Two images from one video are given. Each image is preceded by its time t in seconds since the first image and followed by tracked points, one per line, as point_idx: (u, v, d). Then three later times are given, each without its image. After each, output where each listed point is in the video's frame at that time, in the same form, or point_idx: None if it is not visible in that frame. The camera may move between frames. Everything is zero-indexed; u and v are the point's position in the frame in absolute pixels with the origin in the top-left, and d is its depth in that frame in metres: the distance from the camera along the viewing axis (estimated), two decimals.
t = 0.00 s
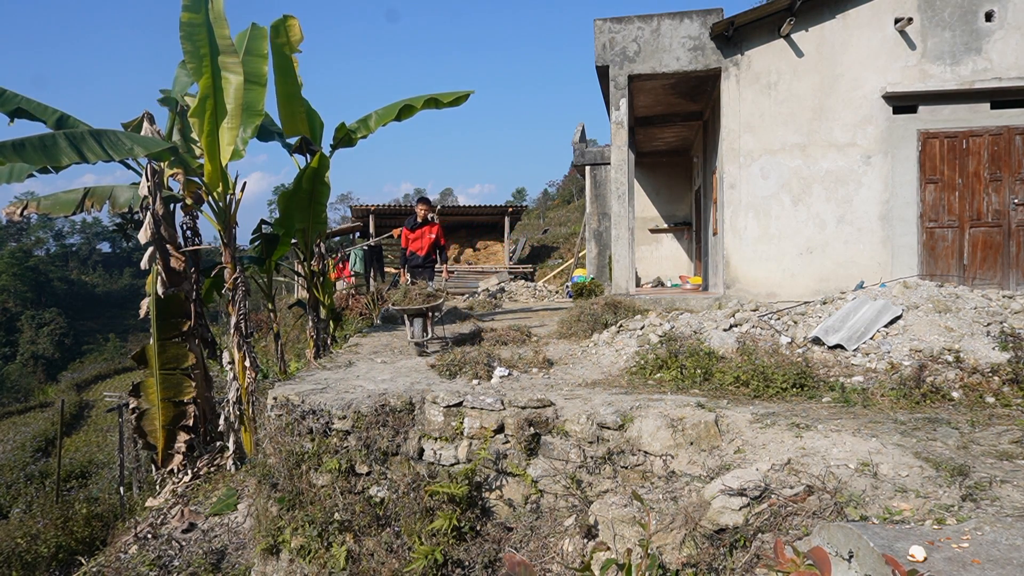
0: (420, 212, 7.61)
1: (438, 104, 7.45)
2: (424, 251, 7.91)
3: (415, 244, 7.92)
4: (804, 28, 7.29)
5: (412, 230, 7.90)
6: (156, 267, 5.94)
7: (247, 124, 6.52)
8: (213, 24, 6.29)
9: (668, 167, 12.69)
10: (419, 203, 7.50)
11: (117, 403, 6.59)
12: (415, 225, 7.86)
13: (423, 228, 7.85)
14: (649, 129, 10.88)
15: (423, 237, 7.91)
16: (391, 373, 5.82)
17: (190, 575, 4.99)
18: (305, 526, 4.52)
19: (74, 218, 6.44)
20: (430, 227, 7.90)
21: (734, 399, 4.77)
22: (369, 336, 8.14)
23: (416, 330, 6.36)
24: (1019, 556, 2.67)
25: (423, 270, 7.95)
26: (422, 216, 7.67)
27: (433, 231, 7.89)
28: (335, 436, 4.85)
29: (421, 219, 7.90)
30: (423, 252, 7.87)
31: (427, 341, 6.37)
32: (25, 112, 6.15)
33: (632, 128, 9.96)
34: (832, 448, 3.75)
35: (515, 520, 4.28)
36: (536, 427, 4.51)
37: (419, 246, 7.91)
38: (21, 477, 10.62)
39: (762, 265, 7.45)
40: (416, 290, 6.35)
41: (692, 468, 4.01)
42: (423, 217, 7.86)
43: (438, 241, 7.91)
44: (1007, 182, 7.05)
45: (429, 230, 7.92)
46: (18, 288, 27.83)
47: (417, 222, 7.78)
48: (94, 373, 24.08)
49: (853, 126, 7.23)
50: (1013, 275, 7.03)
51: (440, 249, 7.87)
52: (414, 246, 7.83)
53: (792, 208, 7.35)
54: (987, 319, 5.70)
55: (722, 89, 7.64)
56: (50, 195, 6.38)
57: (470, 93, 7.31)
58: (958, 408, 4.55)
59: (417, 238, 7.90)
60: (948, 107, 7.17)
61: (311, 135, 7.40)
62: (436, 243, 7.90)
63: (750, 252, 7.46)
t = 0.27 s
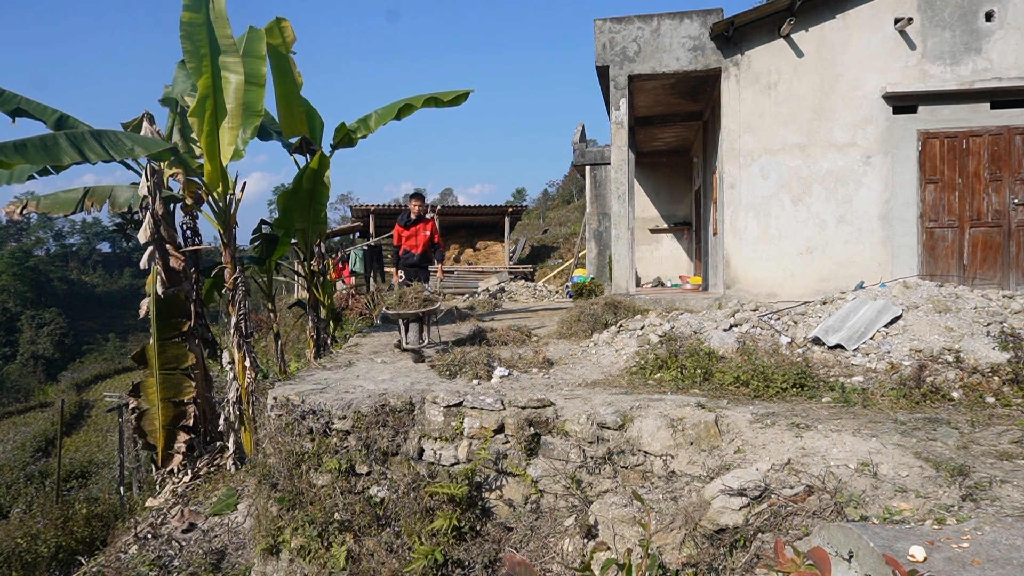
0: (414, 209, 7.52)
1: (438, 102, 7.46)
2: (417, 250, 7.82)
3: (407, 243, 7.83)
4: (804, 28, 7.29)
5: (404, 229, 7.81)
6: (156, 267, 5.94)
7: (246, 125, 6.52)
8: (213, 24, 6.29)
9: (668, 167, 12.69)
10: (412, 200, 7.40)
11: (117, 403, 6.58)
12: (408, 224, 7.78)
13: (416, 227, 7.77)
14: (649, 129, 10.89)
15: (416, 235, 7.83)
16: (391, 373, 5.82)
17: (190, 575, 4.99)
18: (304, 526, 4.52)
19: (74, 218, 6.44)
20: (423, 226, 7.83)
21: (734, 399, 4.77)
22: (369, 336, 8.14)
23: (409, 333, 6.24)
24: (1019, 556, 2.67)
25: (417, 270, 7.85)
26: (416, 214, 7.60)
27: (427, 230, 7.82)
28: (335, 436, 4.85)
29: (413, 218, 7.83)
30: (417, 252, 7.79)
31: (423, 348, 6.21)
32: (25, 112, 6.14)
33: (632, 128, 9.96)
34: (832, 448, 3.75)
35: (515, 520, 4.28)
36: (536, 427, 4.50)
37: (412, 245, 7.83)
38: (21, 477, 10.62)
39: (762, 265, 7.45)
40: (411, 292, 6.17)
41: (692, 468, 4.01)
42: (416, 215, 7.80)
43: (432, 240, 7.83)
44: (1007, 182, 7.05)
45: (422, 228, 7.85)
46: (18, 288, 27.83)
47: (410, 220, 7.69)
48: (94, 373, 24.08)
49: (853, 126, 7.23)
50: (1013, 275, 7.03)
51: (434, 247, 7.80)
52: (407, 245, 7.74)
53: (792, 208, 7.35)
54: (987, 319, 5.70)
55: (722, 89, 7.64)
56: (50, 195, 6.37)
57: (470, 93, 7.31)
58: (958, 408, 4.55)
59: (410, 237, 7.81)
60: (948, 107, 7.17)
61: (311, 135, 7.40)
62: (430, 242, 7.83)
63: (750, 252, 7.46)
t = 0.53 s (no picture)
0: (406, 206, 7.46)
1: (438, 101, 7.46)
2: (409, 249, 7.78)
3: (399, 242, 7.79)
4: (804, 28, 7.29)
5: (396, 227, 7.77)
6: (156, 267, 5.94)
7: (246, 125, 6.51)
8: (213, 24, 6.29)
9: (668, 167, 12.69)
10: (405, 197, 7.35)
11: (117, 403, 6.59)
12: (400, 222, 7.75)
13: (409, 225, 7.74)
14: (649, 129, 10.89)
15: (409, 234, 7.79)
16: (391, 373, 5.82)
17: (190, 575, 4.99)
18: (305, 526, 4.52)
19: (74, 218, 6.44)
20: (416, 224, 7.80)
21: (734, 399, 4.77)
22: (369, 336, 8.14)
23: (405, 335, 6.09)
24: (1019, 556, 2.67)
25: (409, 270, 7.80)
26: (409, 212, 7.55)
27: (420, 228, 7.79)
28: (335, 436, 4.85)
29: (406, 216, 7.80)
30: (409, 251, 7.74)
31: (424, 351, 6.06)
32: (25, 112, 6.14)
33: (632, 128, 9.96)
34: (832, 448, 3.75)
35: (515, 520, 4.28)
36: (536, 427, 4.51)
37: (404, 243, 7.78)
38: (21, 477, 10.62)
39: (762, 265, 7.45)
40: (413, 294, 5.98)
41: (692, 468, 4.01)
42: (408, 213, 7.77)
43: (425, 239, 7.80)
44: (1007, 182, 7.05)
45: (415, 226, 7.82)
46: (18, 288, 27.84)
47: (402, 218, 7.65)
48: (94, 373, 24.08)
49: (853, 126, 7.23)
50: (1013, 275, 7.03)
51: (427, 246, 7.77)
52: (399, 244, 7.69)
53: (792, 208, 7.35)
54: (987, 319, 5.70)
55: (722, 89, 7.64)
56: (50, 195, 6.37)
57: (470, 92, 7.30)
58: (958, 408, 4.55)
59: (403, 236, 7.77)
60: (948, 107, 7.16)
61: (311, 135, 7.40)
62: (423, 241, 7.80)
63: (750, 252, 7.46)
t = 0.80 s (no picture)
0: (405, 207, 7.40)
1: (438, 100, 7.46)
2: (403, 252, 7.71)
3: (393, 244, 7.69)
4: (804, 28, 7.29)
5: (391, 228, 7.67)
6: (156, 267, 5.94)
7: (247, 125, 6.51)
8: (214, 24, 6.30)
9: (668, 167, 12.69)
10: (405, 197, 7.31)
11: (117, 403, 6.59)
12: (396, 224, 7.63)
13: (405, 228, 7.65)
14: (649, 129, 10.89)
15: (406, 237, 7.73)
16: (391, 373, 5.82)
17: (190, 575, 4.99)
18: (304, 526, 4.52)
19: (75, 218, 6.45)
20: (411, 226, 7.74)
21: (734, 399, 4.77)
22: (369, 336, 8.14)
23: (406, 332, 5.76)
24: (1019, 556, 2.67)
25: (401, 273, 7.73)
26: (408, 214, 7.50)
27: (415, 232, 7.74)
28: (335, 436, 4.85)
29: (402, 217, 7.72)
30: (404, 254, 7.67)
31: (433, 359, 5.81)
32: (25, 113, 6.14)
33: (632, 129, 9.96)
34: (832, 448, 3.75)
35: (515, 520, 4.27)
36: (536, 427, 4.51)
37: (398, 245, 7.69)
38: (21, 477, 10.62)
39: (762, 265, 7.45)
40: (422, 294, 5.67)
41: (692, 468, 4.01)
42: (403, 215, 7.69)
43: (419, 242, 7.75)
44: (1007, 182, 7.05)
45: (412, 229, 7.78)
46: (18, 288, 27.84)
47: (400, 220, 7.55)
48: (94, 373, 24.09)
49: (853, 126, 7.23)
50: (1013, 275, 7.04)
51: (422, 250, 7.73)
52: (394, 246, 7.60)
53: (792, 208, 7.34)
54: (987, 319, 5.70)
55: (722, 89, 7.64)
56: (50, 195, 6.37)
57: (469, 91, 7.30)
58: (958, 408, 4.55)
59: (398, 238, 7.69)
60: (948, 107, 7.16)
61: (311, 135, 7.40)
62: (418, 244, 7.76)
63: (751, 252, 7.46)
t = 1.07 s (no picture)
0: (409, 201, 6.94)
1: (438, 101, 7.46)
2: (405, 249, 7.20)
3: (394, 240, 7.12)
4: (804, 28, 7.29)
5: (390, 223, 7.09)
6: (156, 267, 5.94)
7: (247, 125, 6.52)
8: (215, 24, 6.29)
9: (668, 167, 12.69)
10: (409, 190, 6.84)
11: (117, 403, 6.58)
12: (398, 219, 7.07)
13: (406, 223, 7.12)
14: (649, 129, 10.88)
15: (407, 233, 7.30)
16: (391, 373, 5.82)
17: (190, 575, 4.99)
18: (305, 526, 4.52)
19: (74, 218, 6.45)
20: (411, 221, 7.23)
21: (734, 399, 4.77)
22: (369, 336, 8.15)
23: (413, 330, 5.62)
24: (1019, 556, 2.67)
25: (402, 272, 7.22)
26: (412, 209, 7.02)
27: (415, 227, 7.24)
28: (335, 436, 4.85)
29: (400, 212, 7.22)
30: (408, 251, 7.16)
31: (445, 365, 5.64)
32: (25, 113, 6.14)
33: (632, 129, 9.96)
34: (832, 448, 3.75)
35: (515, 520, 4.27)
36: (536, 427, 4.51)
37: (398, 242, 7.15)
38: (21, 477, 10.62)
39: (762, 265, 7.45)
40: (439, 299, 5.66)
41: (693, 468, 4.02)
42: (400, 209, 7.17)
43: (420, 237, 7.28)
44: (1007, 182, 7.05)
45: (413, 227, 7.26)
46: (18, 288, 27.85)
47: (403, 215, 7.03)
48: (94, 373, 24.09)
49: (853, 126, 7.23)
50: (1013, 275, 7.04)
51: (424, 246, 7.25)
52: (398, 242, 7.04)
53: (792, 208, 7.34)
54: (987, 319, 5.70)
55: (722, 89, 7.64)
56: (50, 194, 6.37)
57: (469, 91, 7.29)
58: (958, 408, 4.55)
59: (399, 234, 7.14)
60: (948, 107, 7.17)
61: (311, 135, 7.38)
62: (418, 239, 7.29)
63: (751, 252, 7.46)
